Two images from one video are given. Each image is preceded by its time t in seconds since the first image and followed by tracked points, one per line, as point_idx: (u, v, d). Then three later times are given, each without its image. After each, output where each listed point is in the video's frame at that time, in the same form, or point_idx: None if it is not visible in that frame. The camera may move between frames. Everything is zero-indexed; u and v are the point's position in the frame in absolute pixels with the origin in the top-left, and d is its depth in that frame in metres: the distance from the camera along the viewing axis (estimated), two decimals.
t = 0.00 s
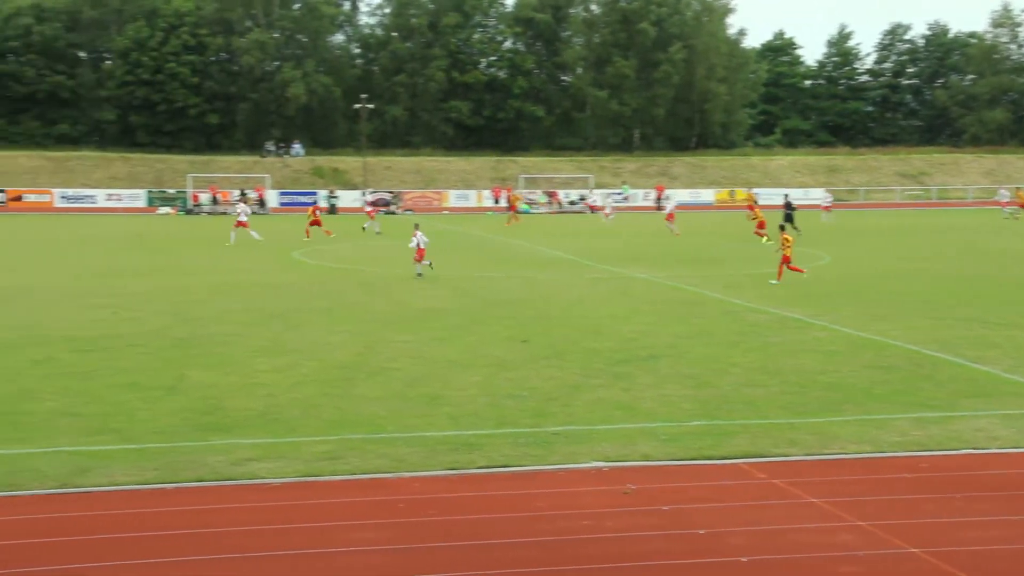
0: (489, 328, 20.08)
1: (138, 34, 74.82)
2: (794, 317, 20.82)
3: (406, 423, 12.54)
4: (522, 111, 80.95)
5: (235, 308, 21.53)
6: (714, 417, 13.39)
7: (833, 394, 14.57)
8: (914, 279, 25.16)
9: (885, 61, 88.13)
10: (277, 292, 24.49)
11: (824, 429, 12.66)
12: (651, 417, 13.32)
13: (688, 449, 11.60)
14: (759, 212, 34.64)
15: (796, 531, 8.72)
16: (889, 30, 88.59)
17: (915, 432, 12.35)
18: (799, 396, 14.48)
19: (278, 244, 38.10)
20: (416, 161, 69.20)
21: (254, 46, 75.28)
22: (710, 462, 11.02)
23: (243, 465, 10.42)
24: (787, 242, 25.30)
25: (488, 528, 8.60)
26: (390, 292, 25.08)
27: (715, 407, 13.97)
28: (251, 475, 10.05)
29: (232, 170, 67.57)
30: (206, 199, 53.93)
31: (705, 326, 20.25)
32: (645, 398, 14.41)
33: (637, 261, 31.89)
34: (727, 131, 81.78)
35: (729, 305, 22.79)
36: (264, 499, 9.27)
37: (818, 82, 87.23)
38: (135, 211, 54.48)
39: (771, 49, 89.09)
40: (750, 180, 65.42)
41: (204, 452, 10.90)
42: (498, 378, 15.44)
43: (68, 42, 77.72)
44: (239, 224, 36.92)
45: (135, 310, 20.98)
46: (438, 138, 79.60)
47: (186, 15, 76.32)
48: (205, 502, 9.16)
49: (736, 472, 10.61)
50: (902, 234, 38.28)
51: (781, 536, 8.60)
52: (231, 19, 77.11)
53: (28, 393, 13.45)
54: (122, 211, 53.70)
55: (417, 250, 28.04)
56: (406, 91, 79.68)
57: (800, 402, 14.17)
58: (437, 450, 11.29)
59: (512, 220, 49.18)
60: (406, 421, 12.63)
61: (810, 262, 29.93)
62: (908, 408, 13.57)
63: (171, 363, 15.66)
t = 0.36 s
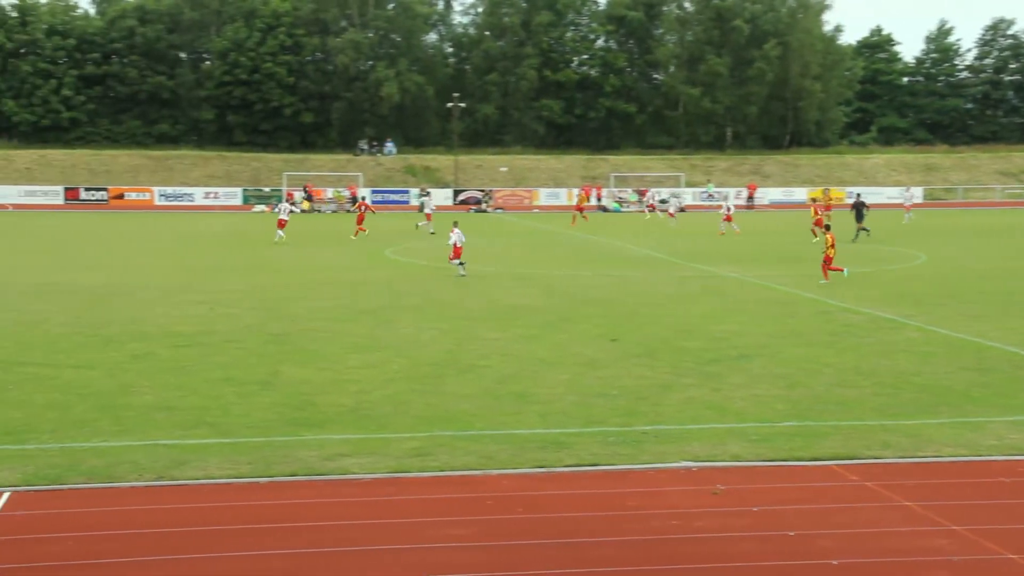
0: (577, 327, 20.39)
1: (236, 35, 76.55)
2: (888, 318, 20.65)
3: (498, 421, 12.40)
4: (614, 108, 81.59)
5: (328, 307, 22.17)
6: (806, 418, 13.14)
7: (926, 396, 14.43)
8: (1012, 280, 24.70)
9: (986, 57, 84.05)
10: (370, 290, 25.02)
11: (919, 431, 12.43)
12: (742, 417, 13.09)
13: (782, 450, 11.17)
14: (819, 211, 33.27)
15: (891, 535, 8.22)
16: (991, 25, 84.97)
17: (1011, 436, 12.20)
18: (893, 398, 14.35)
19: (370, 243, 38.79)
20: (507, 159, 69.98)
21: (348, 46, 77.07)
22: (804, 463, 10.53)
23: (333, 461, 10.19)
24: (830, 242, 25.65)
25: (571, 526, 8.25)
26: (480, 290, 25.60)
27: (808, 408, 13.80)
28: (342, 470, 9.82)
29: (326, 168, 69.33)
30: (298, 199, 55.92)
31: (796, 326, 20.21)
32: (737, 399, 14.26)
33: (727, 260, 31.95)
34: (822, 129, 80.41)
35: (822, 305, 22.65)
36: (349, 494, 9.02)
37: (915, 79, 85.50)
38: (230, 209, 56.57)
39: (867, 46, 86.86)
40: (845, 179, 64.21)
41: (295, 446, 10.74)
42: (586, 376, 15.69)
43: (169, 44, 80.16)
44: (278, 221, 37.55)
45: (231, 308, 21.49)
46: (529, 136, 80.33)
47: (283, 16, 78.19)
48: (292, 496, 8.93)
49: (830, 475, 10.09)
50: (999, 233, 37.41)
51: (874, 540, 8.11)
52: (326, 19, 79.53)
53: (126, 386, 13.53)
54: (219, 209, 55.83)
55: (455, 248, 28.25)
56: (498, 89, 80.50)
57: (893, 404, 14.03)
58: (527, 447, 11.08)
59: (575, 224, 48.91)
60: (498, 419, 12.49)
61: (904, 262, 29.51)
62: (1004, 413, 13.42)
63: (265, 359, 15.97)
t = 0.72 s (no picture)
0: (625, 326, 20.58)
1: (288, 35, 77.46)
2: (940, 317, 20.52)
3: (544, 419, 12.67)
4: (662, 108, 80.98)
5: (378, 305, 22.58)
6: (854, 419, 13.18)
7: (977, 397, 14.38)
8: None
9: None
10: (419, 289, 25.43)
11: (969, 432, 12.41)
12: (789, 417, 13.16)
13: (829, 451, 11.26)
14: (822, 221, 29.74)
15: (940, 537, 8.27)
16: None
17: None
18: (944, 399, 14.33)
19: (419, 241, 39.28)
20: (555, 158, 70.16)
21: (398, 45, 77.93)
22: (850, 463, 10.64)
23: (381, 458, 10.51)
24: (835, 242, 26.12)
25: (620, 525, 8.43)
26: (528, 289, 25.87)
27: (856, 408, 13.82)
28: (391, 467, 10.13)
29: (374, 166, 70.11)
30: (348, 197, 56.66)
31: (846, 326, 20.18)
32: (784, 398, 14.37)
33: (777, 259, 31.91)
34: (873, 127, 79.61)
35: (873, 304, 22.59)
36: (403, 490, 9.31)
37: (970, 77, 84.18)
38: (280, 207, 57.66)
39: (921, 43, 86.26)
40: (896, 177, 63.46)
41: (346, 443, 11.08)
42: (633, 375, 15.88)
43: (221, 43, 81.56)
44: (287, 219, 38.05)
45: (281, 305, 22.04)
46: (577, 135, 80.60)
47: (333, 16, 78.94)
48: (348, 491, 9.24)
49: (877, 476, 10.16)
50: None
51: (923, 541, 8.17)
52: (376, 19, 80.63)
53: (177, 382, 14.02)
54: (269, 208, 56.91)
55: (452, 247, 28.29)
56: (547, 88, 80.96)
57: (943, 404, 14.01)
58: (575, 445, 11.30)
59: (609, 224, 48.12)
60: (544, 418, 12.77)
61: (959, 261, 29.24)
62: None
63: (315, 357, 16.34)
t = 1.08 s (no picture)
0: (635, 325, 20.56)
1: (300, 33, 77.74)
2: (952, 317, 20.42)
3: (554, 418, 12.69)
4: (674, 106, 80.98)
5: (389, 303, 22.62)
6: (865, 418, 13.13)
7: (989, 396, 14.32)
8: None
9: None
10: (429, 288, 25.46)
11: (981, 432, 12.34)
12: (801, 417, 13.12)
13: (840, 450, 11.23)
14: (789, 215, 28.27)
15: (952, 536, 8.24)
16: None
17: None
18: (956, 398, 14.27)
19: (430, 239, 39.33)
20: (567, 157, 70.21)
21: (411, 43, 78.04)
22: (862, 462, 10.61)
23: (392, 456, 10.55)
24: (797, 238, 26.21)
25: (631, 524, 8.43)
26: (539, 288, 25.87)
27: (867, 407, 13.76)
28: (401, 466, 10.16)
29: (386, 165, 70.27)
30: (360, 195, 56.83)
31: (857, 325, 20.11)
32: (794, 397, 14.34)
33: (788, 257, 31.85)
34: (885, 126, 79.63)
35: (884, 303, 22.53)
36: (413, 489, 9.33)
37: (982, 75, 84.02)
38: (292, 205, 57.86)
39: (934, 42, 86.15)
40: (908, 176, 63.27)
41: (356, 442, 11.12)
42: (644, 374, 15.86)
43: (234, 42, 81.95)
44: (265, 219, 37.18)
45: (292, 304, 22.13)
46: (590, 134, 80.68)
47: (346, 14, 79.18)
48: (357, 490, 9.27)
49: (888, 476, 10.13)
50: None
51: (935, 540, 8.15)
52: (388, 17, 81.04)
53: (189, 381, 14.10)
54: (281, 207, 57.18)
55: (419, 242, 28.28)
56: (559, 87, 81.09)
57: (955, 404, 13.95)
58: (584, 444, 11.30)
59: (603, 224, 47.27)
60: (554, 416, 12.80)
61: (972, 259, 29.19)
62: None
63: (326, 356, 16.38)
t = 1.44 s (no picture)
0: (641, 324, 20.53)
1: (307, 32, 77.96)
2: (958, 316, 20.34)
3: (561, 417, 12.69)
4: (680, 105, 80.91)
5: (395, 303, 22.63)
6: (872, 417, 13.10)
7: (996, 396, 14.28)
8: None
9: None
10: (435, 286, 25.48)
11: (988, 431, 12.31)
12: (808, 416, 13.09)
13: (847, 449, 11.21)
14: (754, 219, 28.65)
15: (958, 535, 8.22)
16: None
17: None
18: (963, 397, 14.23)
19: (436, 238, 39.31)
20: (574, 156, 70.08)
21: (417, 43, 78.03)
22: (869, 462, 10.59)
23: (399, 455, 10.57)
24: (757, 238, 26.44)
25: (637, 523, 8.43)
26: (545, 287, 25.85)
27: (874, 407, 13.72)
28: (408, 464, 10.18)
29: (393, 164, 70.25)
30: (366, 194, 56.81)
31: (864, 324, 20.06)
32: (801, 397, 14.32)
33: (794, 257, 31.75)
34: (892, 125, 79.42)
35: (891, 302, 22.45)
36: (420, 488, 9.35)
37: (990, 74, 83.72)
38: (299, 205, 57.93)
39: (941, 40, 85.55)
40: (915, 175, 63.04)
41: (363, 440, 11.15)
42: (650, 373, 15.85)
43: (240, 41, 82.06)
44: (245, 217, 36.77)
45: (298, 303, 22.18)
46: (596, 133, 80.60)
47: (352, 13, 79.22)
48: (364, 489, 9.29)
49: (895, 475, 10.11)
50: None
51: (942, 539, 8.13)
52: (394, 17, 81.01)
53: (196, 379, 14.15)
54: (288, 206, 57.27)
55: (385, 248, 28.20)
56: (565, 86, 81.08)
57: (963, 403, 13.91)
58: (590, 443, 11.31)
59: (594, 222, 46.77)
60: (561, 415, 12.79)
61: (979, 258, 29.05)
62: None
63: (333, 355, 16.40)
